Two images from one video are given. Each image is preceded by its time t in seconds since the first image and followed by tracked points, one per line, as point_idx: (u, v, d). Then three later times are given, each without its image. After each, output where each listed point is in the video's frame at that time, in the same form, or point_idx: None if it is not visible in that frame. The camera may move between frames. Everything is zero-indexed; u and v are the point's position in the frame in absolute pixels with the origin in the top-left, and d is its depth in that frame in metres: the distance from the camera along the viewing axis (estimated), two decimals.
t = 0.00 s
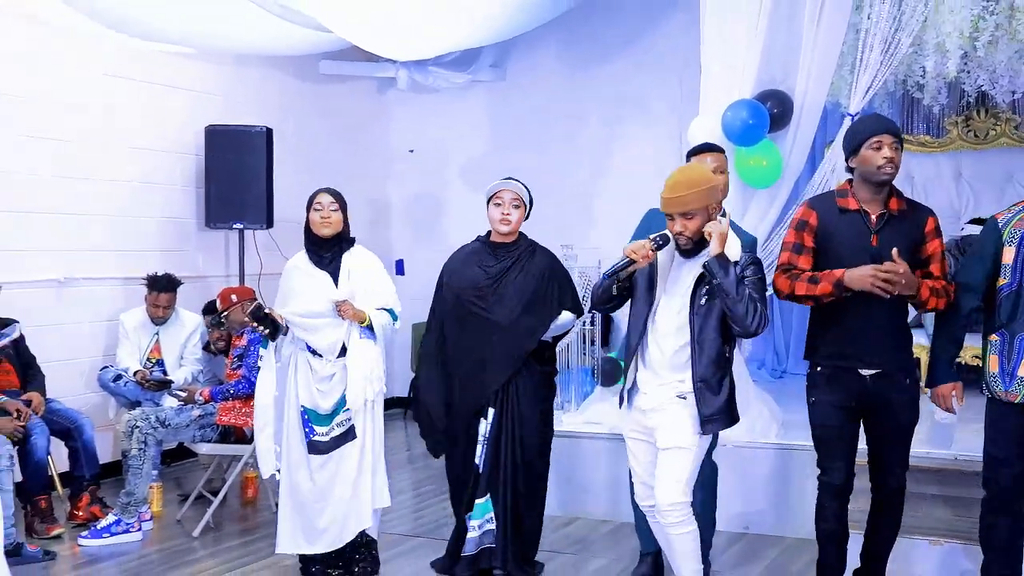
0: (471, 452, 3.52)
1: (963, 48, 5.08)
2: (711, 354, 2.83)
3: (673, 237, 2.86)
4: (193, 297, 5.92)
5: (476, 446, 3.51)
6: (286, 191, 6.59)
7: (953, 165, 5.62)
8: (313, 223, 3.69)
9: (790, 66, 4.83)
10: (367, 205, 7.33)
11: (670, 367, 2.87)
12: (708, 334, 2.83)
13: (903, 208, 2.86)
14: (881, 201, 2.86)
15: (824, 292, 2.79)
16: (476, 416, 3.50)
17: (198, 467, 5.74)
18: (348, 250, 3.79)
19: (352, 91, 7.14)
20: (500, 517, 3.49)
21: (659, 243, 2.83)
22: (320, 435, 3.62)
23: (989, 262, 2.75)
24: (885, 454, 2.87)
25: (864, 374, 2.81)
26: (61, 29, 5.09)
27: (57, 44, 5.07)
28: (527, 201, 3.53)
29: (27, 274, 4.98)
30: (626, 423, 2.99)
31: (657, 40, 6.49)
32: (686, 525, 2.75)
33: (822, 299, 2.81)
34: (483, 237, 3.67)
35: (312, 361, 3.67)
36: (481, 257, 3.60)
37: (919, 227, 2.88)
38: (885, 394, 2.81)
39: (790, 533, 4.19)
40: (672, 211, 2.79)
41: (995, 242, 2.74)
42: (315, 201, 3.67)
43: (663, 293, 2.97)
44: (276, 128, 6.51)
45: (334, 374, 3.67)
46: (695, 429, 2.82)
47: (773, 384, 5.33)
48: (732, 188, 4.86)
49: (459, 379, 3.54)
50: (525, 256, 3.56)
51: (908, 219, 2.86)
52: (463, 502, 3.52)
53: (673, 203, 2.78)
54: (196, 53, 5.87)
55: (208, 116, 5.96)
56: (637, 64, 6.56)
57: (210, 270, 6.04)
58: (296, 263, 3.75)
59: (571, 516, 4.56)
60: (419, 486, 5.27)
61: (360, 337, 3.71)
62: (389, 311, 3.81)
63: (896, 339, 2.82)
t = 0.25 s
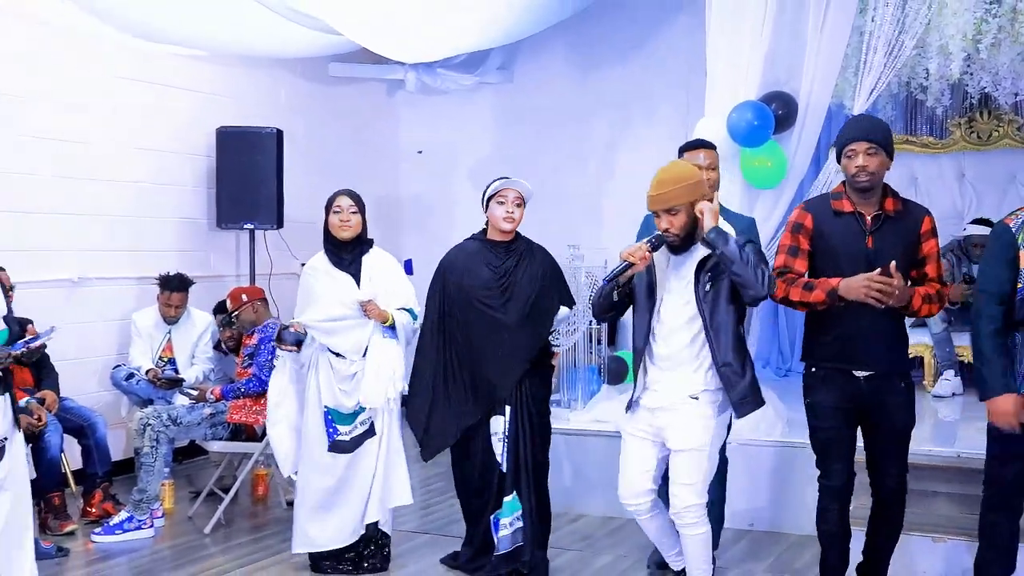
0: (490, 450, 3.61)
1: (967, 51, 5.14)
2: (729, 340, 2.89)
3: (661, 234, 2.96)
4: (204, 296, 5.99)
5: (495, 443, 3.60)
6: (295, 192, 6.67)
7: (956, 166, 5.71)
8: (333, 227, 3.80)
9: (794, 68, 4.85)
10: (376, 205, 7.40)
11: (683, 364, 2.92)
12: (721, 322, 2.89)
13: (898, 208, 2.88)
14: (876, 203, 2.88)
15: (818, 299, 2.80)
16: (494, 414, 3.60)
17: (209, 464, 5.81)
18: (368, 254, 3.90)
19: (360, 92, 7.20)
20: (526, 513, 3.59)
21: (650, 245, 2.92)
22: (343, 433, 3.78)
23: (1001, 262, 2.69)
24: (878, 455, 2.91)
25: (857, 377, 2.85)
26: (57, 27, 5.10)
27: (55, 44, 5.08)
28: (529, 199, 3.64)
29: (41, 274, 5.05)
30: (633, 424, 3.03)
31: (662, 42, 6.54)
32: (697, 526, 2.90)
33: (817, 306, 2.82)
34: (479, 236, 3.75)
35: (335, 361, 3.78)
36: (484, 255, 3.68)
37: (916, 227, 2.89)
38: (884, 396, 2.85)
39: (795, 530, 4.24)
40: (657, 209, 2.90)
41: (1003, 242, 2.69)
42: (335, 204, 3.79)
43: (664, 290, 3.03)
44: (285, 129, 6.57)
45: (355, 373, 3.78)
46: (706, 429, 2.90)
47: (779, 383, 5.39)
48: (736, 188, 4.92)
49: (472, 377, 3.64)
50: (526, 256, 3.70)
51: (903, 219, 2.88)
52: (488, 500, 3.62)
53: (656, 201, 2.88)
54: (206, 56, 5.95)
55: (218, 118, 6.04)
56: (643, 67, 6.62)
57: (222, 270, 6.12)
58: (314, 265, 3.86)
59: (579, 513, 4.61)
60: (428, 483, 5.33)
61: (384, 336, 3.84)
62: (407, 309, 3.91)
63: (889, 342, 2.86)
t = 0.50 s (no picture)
0: (489, 453, 3.69)
1: (965, 51, 5.17)
2: (724, 313, 2.88)
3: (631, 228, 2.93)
4: (209, 296, 6.03)
5: (490, 445, 3.69)
6: (299, 191, 6.71)
7: (955, 166, 5.75)
8: (344, 225, 3.84)
9: (795, 69, 4.89)
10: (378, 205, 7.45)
11: (690, 351, 2.93)
12: (713, 297, 2.89)
13: (889, 211, 2.85)
14: (865, 205, 2.86)
15: (797, 308, 2.84)
16: (492, 417, 3.68)
17: (213, 462, 5.86)
18: (377, 255, 3.98)
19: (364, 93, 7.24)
20: (539, 510, 3.70)
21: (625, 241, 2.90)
22: (358, 431, 3.84)
23: (992, 262, 2.80)
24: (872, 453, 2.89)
25: (845, 375, 2.85)
26: (59, 28, 5.12)
27: (56, 44, 5.10)
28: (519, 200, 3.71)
29: (47, 273, 5.10)
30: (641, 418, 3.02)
31: (663, 43, 6.58)
32: (715, 516, 2.90)
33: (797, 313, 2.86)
34: (469, 240, 3.81)
35: (345, 360, 3.82)
36: (480, 259, 3.74)
37: (906, 229, 2.86)
38: (873, 394, 2.84)
39: (795, 527, 4.28)
40: (621, 203, 2.88)
41: (990, 244, 2.82)
42: (346, 203, 3.83)
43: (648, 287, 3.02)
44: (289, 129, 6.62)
45: (367, 372, 3.83)
46: (719, 424, 2.90)
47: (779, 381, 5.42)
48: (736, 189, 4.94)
49: (471, 381, 3.69)
50: (520, 261, 3.79)
51: (893, 222, 2.85)
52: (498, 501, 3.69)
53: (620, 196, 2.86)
54: (211, 56, 6.00)
55: (222, 118, 6.08)
56: (644, 67, 6.66)
57: (226, 269, 6.16)
58: (322, 262, 3.88)
59: (581, 511, 4.65)
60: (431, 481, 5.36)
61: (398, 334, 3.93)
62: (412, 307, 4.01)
63: (873, 337, 2.83)
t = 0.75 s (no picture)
0: (490, 447, 3.73)
1: (962, 52, 5.15)
2: (698, 325, 2.78)
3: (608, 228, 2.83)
4: (210, 295, 6.06)
5: (492, 438, 3.73)
6: (300, 191, 6.74)
7: (953, 166, 5.80)
8: (345, 223, 3.86)
9: (794, 69, 4.91)
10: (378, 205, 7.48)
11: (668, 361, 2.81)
12: (690, 310, 2.78)
13: (888, 204, 2.82)
14: (866, 197, 2.84)
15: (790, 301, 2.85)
16: (495, 411, 3.73)
17: (215, 461, 5.89)
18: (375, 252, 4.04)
19: (364, 93, 7.28)
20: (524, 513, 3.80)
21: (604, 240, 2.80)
22: (362, 429, 3.83)
23: (955, 268, 2.94)
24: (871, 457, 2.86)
25: (847, 375, 2.82)
26: (59, 28, 5.14)
27: (56, 44, 5.12)
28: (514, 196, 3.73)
29: (50, 273, 5.13)
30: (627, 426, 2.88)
31: (663, 43, 6.61)
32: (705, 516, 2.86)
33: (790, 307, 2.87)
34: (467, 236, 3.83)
35: (346, 357, 3.84)
36: (478, 256, 3.76)
37: (907, 221, 2.83)
38: (881, 392, 2.80)
39: (793, 525, 4.31)
40: (601, 199, 2.77)
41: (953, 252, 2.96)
42: (346, 201, 3.86)
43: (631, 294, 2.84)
44: (291, 130, 6.65)
45: (368, 370, 3.84)
46: (709, 423, 2.84)
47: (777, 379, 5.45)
48: (734, 189, 4.95)
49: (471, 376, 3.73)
50: (516, 257, 3.83)
51: (893, 215, 2.83)
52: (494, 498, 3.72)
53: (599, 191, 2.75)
54: (212, 57, 6.02)
55: (223, 118, 6.10)
56: (644, 67, 6.68)
57: (227, 269, 6.19)
58: (320, 260, 3.91)
59: (579, 509, 4.68)
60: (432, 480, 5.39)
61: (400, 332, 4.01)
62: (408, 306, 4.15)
63: (869, 331, 2.82)
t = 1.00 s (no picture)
0: (486, 445, 3.74)
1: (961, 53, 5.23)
2: (647, 351, 2.64)
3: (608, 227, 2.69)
4: (211, 295, 6.07)
5: (488, 437, 3.74)
6: (300, 191, 6.75)
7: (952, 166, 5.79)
8: (339, 229, 3.86)
9: (794, 70, 4.92)
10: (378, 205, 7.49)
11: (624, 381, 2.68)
12: (648, 334, 2.65)
13: (895, 206, 2.81)
14: (873, 201, 2.83)
15: (813, 316, 2.80)
16: (490, 410, 3.74)
17: (215, 460, 5.90)
18: (366, 255, 4.03)
19: (365, 93, 7.29)
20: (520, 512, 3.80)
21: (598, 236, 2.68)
22: (349, 430, 3.87)
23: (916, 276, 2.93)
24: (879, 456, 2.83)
25: (860, 377, 2.78)
26: (59, 27, 5.14)
27: (55, 44, 5.12)
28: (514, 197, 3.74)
29: (51, 272, 5.14)
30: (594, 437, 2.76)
31: (662, 43, 6.62)
32: (669, 525, 2.63)
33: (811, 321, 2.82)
34: (467, 237, 3.84)
35: (335, 360, 3.86)
36: (475, 256, 3.77)
37: (915, 223, 2.82)
38: (894, 395, 2.76)
39: (792, 525, 4.31)
40: (607, 193, 2.65)
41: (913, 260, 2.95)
42: (341, 206, 3.86)
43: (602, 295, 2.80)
44: (292, 130, 6.67)
45: (355, 372, 3.85)
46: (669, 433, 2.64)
47: (777, 379, 5.46)
48: (733, 190, 4.96)
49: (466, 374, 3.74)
50: (514, 258, 3.82)
51: (900, 217, 2.82)
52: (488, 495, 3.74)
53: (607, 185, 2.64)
54: (213, 57, 6.04)
55: (223, 119, 6.12)
56: (644, 67, 6.69)
57: (227, 269, 6.20)
58: (312, 263, 3.92)
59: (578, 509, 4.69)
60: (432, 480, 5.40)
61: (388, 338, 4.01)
62: (400, 312, 4.12)
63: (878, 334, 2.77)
